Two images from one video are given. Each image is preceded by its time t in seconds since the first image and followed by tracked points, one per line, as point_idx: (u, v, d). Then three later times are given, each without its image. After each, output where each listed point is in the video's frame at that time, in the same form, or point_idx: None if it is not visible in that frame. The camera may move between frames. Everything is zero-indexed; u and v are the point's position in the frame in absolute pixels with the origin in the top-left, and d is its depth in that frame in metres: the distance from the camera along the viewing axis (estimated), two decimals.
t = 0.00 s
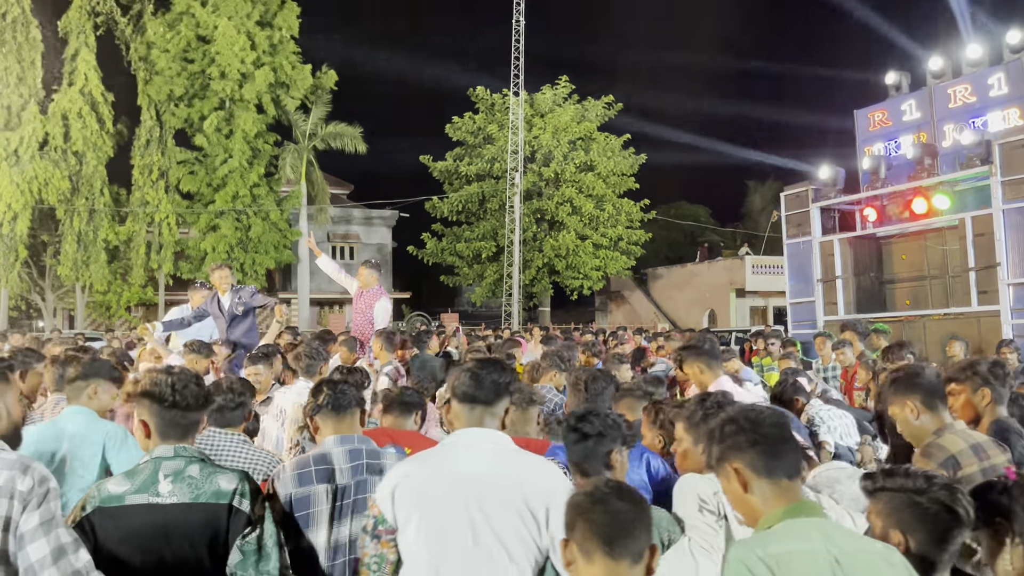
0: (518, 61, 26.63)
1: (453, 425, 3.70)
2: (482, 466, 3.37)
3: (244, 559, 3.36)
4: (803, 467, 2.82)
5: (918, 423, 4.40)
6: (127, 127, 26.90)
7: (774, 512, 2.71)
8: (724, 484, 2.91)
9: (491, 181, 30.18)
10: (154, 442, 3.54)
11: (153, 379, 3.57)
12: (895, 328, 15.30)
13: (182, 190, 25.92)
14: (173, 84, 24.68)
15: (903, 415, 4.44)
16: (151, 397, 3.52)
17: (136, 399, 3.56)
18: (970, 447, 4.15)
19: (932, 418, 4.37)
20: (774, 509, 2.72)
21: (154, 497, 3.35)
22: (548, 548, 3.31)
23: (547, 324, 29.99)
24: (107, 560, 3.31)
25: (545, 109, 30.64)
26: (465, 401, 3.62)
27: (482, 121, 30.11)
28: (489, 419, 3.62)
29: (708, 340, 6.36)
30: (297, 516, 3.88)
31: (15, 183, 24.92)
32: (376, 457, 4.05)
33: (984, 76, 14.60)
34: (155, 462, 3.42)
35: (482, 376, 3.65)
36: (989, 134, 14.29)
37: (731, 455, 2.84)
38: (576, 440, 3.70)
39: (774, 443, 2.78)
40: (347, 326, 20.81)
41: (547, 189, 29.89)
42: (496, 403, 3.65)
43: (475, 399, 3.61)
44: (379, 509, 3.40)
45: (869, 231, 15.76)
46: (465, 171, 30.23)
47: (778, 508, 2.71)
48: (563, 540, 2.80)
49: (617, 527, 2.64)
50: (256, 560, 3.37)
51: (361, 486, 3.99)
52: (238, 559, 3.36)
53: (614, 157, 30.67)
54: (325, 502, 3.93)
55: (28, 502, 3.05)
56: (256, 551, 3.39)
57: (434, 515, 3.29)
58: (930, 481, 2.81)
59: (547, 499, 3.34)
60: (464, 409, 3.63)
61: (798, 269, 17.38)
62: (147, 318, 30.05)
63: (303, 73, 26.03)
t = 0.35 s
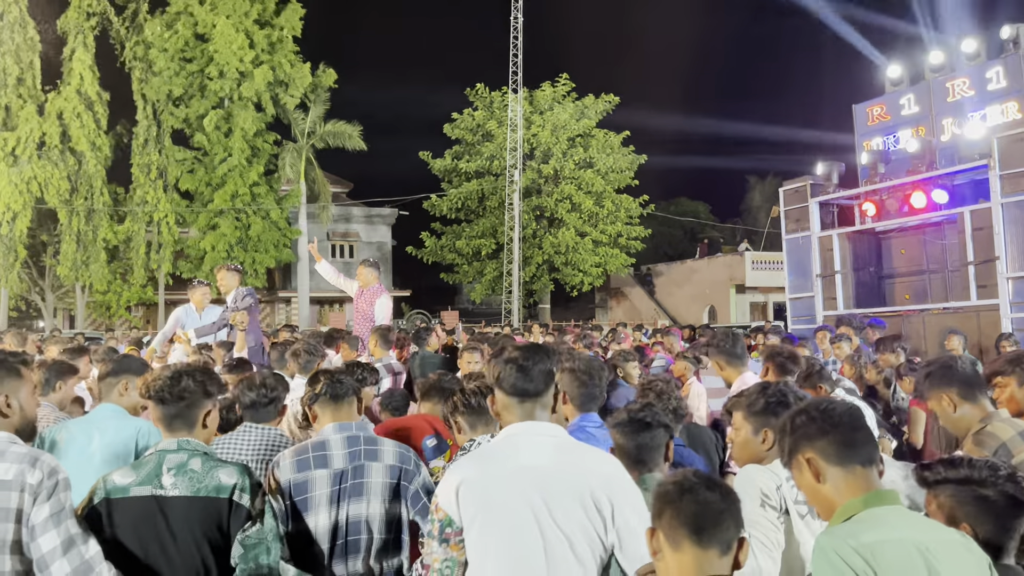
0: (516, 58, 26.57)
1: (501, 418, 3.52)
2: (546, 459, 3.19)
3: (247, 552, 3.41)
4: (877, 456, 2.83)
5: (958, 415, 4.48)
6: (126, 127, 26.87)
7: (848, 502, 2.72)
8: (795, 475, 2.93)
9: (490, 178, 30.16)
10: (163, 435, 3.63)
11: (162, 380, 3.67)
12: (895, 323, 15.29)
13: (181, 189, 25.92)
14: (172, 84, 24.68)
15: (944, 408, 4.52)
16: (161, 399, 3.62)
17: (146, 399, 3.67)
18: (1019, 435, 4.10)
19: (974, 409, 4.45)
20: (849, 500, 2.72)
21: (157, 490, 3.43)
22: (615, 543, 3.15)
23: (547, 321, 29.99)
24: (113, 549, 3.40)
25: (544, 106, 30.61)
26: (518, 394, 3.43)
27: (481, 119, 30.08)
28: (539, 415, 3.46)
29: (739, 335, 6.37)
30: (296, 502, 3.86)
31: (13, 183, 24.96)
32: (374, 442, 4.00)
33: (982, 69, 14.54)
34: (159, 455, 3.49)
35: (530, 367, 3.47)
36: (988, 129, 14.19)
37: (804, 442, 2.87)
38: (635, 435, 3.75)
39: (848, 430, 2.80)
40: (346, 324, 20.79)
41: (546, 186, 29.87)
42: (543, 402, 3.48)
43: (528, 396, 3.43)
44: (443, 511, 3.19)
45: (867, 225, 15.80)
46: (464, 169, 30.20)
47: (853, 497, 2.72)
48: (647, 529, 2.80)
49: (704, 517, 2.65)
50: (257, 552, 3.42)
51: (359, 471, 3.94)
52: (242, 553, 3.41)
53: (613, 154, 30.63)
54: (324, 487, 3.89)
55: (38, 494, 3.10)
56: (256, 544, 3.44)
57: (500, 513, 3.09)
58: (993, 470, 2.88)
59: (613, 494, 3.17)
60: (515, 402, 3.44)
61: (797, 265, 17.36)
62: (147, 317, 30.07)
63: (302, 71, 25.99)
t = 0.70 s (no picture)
0: (514, 55, 26.54)
1: (501, 417, 3.43)
2: (542, 468, 3.16)
3: (268, 546, 3.29)
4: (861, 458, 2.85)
5: (933, 411, 4.48)
6: (125, 126, 26.87)
7: (844, 506, 2.72)
8: (786, 487, 2.92)
9: (490, 175, 30.13)
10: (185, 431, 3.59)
11: (183, 380, 3.61)
12: (893, 316, 15.27)
13: (180, 188, 25.91)
14: (171, 82, 24.65)
15: (920, 403, 4.52)
16: (183, 397, 3.55)
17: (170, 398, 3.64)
18: (986, 429, 4.14)
19: (946, 405, 4.45)
20: (845, 504, 2.72)
21: (179, 484, 3.36)
22: (606, 555, 3.10)
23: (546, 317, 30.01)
24: (135, 543, 3.32)
25: (542, 102, 30.59)
26: (519, 393, 3.36)
27: (479, 115, 30.06)
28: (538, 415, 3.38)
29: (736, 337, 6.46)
30: (316, 500, 3.80)
31: (12, 182, 24.95)
32: (392, 439, 3.95)
33: (980, 63, 14.47)
34: (181, 451, 3.44)
35: (531, 367, 3.40)
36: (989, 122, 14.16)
37: (794, 457, 2.85)
38: (632, 449, 3.67)
39: (832, 438, 2.80)
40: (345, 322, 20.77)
41: (545, 182, 29.85)
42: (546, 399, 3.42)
43: (527, 391, 3.36)
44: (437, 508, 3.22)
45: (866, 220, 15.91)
46: (463, 166, 30.18)
47: (847, 500, 2.73)
48: (664, 518, 2.88)
49: (721, 508, 2.71)
50: (280, 546, 3.29)
51: (378, 468, 3.88)
52: (263, 546, 3.29)
53: (612, 150, 30.60)
54: (344, 485, 3.82)
55: (60, 488, 3.11)
56: (280, 535, 3.31)
57: (489, 520, 3.12)
58: (1008, 465, 2.90)
59: (606, 506, 3.11)
60: (516, 400, 3.37)
61: (796, 259, 17.38)
62: (147, 316, 30.08)
63: (301, 69, 26.00)
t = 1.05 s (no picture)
0: (516, 52, 26.51)
1: (481, 421, 3.50)
2: (512, 473, 3.16)
3: (327, 549, 3.38)
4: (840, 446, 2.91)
5: (885, 406, 4.50)
6: (128, 126, 26.90)
7: (822, 491, 2.79)
8: (773, 479, 2.98)
9: (492, 172, 30.12)
10: (234, 435, 3.57)
11: (231, 383, 3.65)
12: (896, 312, 15.26)
13: (182, 187, 25.90)
14: (175, 80, 24.64)
15: (870, 399, 4.54)
16: (230, 400, 3.58)
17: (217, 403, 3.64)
18: (934, 420, 4.24)
19: (897, 399, 4.49)
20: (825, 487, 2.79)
21: (235, 488, 3.38)
22: (574, 561, 3.07)
23: (548, 314, 30.02)
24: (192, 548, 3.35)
25: (544, 99, 30.58)
26: (499, 397, 3.42)
27: (482, 113, 30.04)
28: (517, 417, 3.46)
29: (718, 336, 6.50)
30: (381, 501, 3.80)
31: (15, 181, 24.92)
32: (457, 441, 4.00)
33: (983, 57, 14.49)
34: (233, 455, 3.46)
35: (512, 373, 3.46)
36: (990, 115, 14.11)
37: (774, 448, 2.93)
38: (617, 443, 3.68)
39: (810, 428, 2.87)
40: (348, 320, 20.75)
41: (547, 179, 29.84)
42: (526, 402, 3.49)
43: (506, 395, 3.42)
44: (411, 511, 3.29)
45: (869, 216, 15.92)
46: (465, 163, 30.17)
47: (824, 486, 2.80)
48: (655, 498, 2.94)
49: (704, 491, 2.76)
50: (339, 548, 3.40)
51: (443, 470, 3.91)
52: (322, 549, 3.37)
53: (614, 147, 30.59)
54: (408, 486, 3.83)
55: (119, 493, 3.02)
56: (337, 539, 3.41)
57: (457, 522, 3.13)
58: (1013, 454, 2.87)
59: (572, 510, 3.09)
60: (496, 404, 3.43)
61: (798, 255, 17.36)
62: (150, 315, 30.11)
63: (304, 69, 26.02)
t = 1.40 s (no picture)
0: (521, 50, 26.50)
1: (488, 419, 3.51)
2: (514, 471, 3.21)
3: (362, 550, 3.39)
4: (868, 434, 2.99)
5: (907, 407, 4.44)
6: (133, 126, 27.00)
7: (848, 475, 2.86)
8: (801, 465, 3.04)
9: (496, 170, 30.11)
10: (267, 432, 3.58)
11: (264, 378, 3.63)
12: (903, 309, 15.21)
13: (188, 186, 25.94)
14: (181, 79, 24.69)
15: (893, 399, 4.49)
16: (263, 395, 3.58)
17: (249, 398, 3.63)
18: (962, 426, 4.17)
19: (923, 402, 4.42)
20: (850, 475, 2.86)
21: (272, 487, 3.43)
22: (582, 554, 3.13)
23: (553, 312, 30.03)
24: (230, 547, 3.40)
25: (548, 96, 30.58)
26: (504, 395, 3.42)
27: (487, 110, 30.05)
28: (524, 411, 3.46)
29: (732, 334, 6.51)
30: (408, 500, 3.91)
31: (22, 181, 24.96)
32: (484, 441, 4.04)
33: (988, 53, 14.70)
34: (269, 453, 3.49)
35: (520, 371, 3.46)
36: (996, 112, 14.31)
37: (804, 434, 2.98)
38: (626, 430, 3.57)
39: (839, 417, 2.94)
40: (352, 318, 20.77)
41: (552, 177, 29.82)
42: (532, 396, 3.49)
43: (513, 391, 3.42)
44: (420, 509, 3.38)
45: (874, 212, 15.88)
46: (470, 162, 30.18)
47: (853, 471, 2.87)
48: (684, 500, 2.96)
49: (730, 485, 2.80)
50: (376, 549, 3.42)
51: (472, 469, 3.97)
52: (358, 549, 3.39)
53: (619, 144, 30.58)
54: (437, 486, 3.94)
55: (151, 494, 3.06)
56: (374, 541, 3.43)
57: (463, 522, 3.20)
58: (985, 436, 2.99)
59: (575, 507, 3.12)
60: (501, 403, 3.43)
61: (804, 252, 17.32)
62: (157, 314, 30.22)
63: (310, 68, 26.08)
